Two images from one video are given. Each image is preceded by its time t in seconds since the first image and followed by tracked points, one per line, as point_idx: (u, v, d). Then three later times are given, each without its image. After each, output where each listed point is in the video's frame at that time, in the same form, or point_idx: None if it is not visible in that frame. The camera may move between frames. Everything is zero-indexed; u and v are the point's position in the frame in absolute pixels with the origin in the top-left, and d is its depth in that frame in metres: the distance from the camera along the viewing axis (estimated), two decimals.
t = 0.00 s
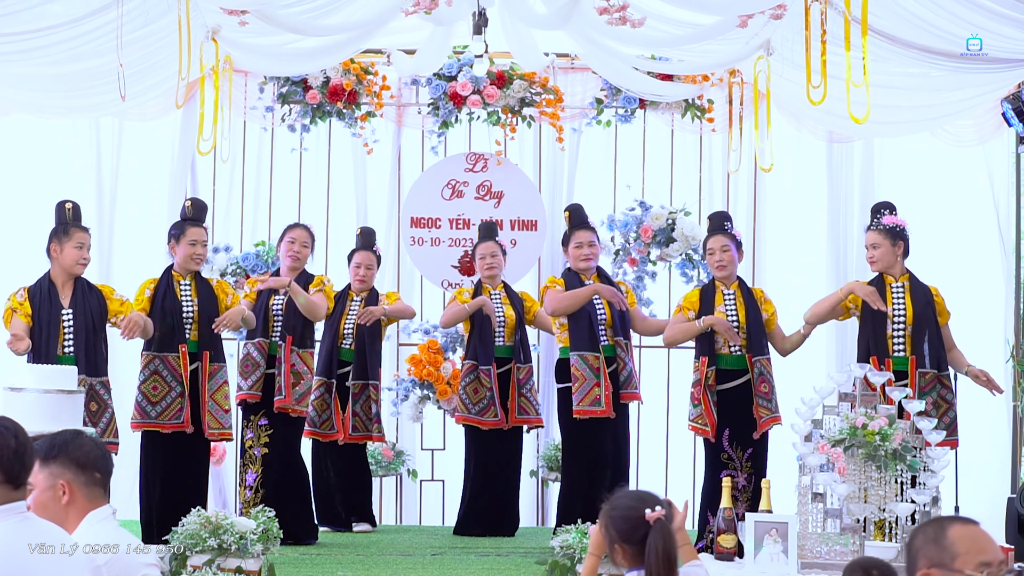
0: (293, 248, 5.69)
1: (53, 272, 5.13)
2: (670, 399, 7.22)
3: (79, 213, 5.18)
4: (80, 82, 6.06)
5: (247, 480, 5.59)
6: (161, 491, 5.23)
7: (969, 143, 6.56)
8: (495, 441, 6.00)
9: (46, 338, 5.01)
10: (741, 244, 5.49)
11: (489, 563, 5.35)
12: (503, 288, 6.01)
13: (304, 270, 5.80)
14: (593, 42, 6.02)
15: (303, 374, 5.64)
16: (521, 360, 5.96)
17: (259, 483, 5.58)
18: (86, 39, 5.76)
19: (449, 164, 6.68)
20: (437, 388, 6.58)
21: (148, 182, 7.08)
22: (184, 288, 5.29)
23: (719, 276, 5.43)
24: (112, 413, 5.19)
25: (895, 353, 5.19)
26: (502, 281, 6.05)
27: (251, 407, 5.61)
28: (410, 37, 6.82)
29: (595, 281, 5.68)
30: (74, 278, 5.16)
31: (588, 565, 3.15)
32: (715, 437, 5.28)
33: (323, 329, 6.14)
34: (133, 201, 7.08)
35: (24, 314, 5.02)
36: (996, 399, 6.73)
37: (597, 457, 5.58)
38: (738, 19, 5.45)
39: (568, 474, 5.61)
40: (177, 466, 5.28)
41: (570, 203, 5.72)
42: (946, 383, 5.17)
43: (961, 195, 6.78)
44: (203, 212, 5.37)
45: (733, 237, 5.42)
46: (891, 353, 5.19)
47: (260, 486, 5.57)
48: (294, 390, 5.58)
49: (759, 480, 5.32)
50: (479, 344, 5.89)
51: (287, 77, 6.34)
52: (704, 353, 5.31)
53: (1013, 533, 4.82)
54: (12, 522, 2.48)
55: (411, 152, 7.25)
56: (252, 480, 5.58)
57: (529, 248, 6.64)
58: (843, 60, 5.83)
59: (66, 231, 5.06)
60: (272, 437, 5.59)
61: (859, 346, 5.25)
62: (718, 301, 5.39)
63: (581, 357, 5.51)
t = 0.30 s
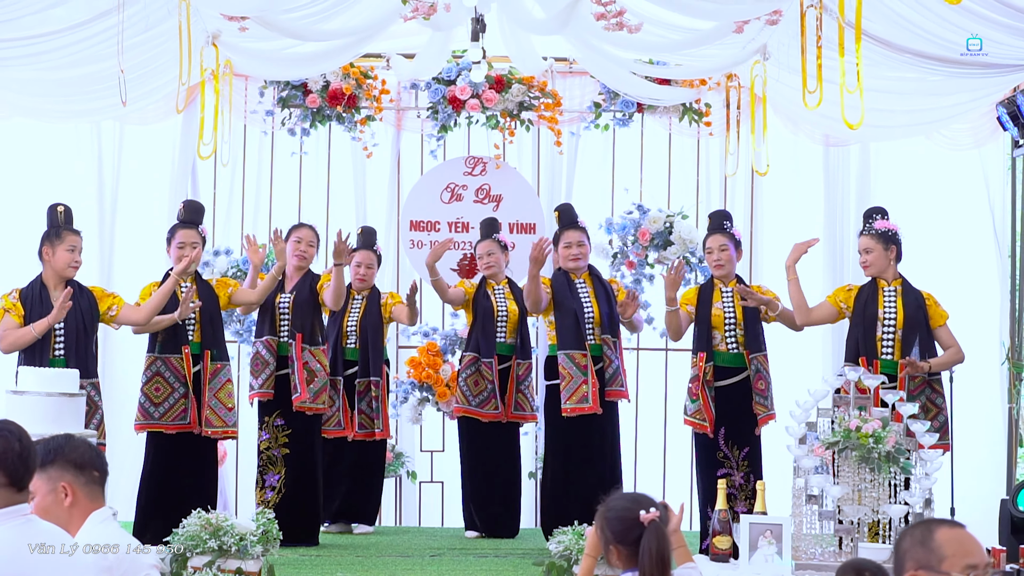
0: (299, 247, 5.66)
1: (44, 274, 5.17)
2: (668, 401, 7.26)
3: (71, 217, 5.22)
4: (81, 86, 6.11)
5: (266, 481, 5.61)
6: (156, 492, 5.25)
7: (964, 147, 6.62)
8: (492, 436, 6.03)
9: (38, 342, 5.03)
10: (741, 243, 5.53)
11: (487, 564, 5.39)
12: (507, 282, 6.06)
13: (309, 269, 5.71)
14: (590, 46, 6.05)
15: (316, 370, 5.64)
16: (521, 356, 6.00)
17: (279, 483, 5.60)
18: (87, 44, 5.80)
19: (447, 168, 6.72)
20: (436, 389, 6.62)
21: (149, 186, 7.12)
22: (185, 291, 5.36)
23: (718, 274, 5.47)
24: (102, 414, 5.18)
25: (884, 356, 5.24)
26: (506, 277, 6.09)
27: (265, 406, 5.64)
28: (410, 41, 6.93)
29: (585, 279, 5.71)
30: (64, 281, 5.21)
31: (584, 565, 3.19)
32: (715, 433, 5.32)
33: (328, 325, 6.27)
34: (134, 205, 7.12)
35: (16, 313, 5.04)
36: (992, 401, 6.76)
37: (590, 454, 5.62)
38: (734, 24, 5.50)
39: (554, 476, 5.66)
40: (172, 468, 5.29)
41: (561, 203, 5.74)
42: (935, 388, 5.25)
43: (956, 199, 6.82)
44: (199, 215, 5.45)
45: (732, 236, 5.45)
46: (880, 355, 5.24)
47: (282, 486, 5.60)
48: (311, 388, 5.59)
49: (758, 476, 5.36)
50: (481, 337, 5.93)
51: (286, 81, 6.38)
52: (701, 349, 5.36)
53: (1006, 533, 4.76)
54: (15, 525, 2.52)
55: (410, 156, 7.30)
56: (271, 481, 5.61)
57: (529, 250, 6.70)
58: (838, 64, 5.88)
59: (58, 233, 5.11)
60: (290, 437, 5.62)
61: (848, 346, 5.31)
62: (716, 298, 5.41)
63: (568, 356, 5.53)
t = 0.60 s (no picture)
0: (301, 251, 5.72)
1: (43, 276, 5.22)
2: (665, 402, 7.31)
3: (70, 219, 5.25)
4: (82, 90, 6.15)
5: (272, 481, 5.67)
6: (175, 495, 5.32)
7: (960, 150, 6.66)
8: (490, 437, 6.09)
9: (33, 343, 5.08)
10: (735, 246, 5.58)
11: (485, 564, 5.44)
12: (505, 285, 6.09)
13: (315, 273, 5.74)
14: (588, 51, 6.07)
15: (322, 374, 5.69)
16: (515, 358, 6.04)
17: (284, 484, 5.66)
18: (88, 49, 5.86)
19: (446, 171, 6.76)
20: (435, 390, 6.66)
21: (150, 189, 7.17)
22: (192, 295, 5.41)
23: (710, 276, 5.51)
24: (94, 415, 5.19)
25: (868, 359, 5.28)
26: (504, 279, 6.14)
27: (272, 409, 5.65)
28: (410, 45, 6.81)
29: (572, 282, 5.73)
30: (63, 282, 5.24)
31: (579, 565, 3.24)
32: (702, 434, 5.38)
33: (335, 331, 6.31)
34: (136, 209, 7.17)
35: (12, 315, 5.12)
36: (988, 402, 6.80)
37: (581, 453, 5.66)
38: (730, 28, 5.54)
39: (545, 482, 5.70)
40: (186, 473, 5.35)
41: (554, 206, 5.79)
42: (915, 392, 5.25)
43: (952, 202, 6.87)
44: (201, 219, 5.49)
45: (726, 238, 5.50)
46: (864, 357, 5.29)
47: (288, 487, 5.66)
48: (316, 392, 5.61)
49: (743, 476, 5.39)
50: (473, 340, 6.00)
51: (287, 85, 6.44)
52: (688, 351, 5.42)
53: (999, 534, 4.80)
54: (18, 525, 2.56)
55: (409, 159, 7.35)
56: (277, 481, 5.67)
57: (528, 252, 6.74)
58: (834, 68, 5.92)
59: (54, 236, 5.14)
60: (296, 439, 5.67)
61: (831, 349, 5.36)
62: (705, 300, 5.47)
63: (547, 361, 5.59)
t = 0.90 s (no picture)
0: (298, 260, 5.72)
1: (54, 284, 5.26)
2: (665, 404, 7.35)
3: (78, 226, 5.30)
4: (86, 94, 6.19)
5: (272, 487, 5.69)
6: (191, 492, 5.37)
7: (958, 153, 6.69)
8: (484, 442, 6.12)
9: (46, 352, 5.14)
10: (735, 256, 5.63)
11: (486, 565, 5.47)
12: (501, 293, 6.13)
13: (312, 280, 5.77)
14: (590, 55, 6.15)
15: (320, 383, 5.69)
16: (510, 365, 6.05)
17: (284, 489, 5.68)
18: (92, 53, 5.89)
19: (447, 174, 6.80)
20: (436, 392, 6.67)
21: (153, 192, 7.21)
22: (198, 300, 5.45)
23: (710, 284, 5.54)
24: (108, 421, 5.23)
25: (867, 367, 5.31)
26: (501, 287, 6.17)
27: (272, 415, 5.68)
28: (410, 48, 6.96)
29: (572, 290, 5.78)
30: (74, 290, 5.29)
31: (578, 566, 3.27)
32: (699, 441, 5.41)
33: (335, 334, 6.38)
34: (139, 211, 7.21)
35: (22, 333, 5.20)
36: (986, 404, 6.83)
37: (581, 458, 5.70)
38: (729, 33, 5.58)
39: (545, 487, 5.72)
40: (198, 472, 5.40)
41: (556, 213, 5.83)
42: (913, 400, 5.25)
43: (949, 204, 6.91)
44: (204, 225, 5.54)
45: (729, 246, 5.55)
46: (862, 365, 5.32)
47: (288, 492, 5.68)
48: (316, 399, 5.64)
49: (739, 482, 5.44)
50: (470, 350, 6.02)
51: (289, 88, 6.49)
52: (683, 359, 5.44)
53: (995, 537, 4.82)
54: (24, 528, 2.58)
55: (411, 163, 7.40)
56: (277, 487, 5.69)
57: (528, 256, 6.77)
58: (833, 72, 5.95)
59: (63, 245, 5.20)
60: (295, 444, 5.68)
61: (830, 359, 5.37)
62: (701, 309, 5.49)
63: (549, 367, 5.63)
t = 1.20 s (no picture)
0: (292, 253, 5.76)
1: (64, 284, 5.31)
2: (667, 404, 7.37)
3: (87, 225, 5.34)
4: (91, 96, 6.20)
5: (267, 482, 5.69)
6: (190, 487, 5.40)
7: (959, 155, 6.72)
8: (491, 442, 6.17)
9: (56, 348, 5.19)
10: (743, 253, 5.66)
11: (490, 566, 5.49)
12: (501, 293, 6.14)
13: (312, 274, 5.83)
14: (591, 57, 6.18)
15: (318, 375, 5.74)
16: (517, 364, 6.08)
17: (278, 484, 5.69)
18: (98, 55, 5.91)
19: (451, 175, 6.83)
20: (439, 393, 6.70)
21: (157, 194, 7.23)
22: (202, 298, 5.47)
23: (715, 281, 5.58)
24: (119, 417, 5.26)
25: (872, 360, 5.34)
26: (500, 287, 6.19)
27: (267, 410, 5.70)
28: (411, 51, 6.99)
29: (583, 286, 5.83)
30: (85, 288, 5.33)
31: (581, 567, 3.29)
32: (704, 437, 5.43)
33: (333, 333, 6.38)
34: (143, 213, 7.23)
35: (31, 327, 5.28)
36: (986, 404, 6.85)
37: (588, 456, 5.71)
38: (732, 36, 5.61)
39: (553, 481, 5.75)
40: (196, 467, 5.42)
41: (572, 209, 5.85)
42: (919, 393, 5.32)
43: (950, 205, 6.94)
44: (209, 223, 5.55)
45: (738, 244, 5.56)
46: (868, 360, 5.35)
47: (281, 487, 5.69)
48: (312, 393, 5.69)
49: (748, 478, 5.46)
50: (477, 345, 6.02)
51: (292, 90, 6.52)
52: (690, 355, 5.47)
53: (996, 537, 4.84)
54: (34, 530, 2.60)
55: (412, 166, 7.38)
56: (271, 483, 5.69)
57: (530, 257, 6.79)
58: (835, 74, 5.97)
59: (72, 244, 5.24)
60: (291, 440, 5.71)
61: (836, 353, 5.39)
62: (707, 305, 5.53)
63: (561, 359, 5.65)
